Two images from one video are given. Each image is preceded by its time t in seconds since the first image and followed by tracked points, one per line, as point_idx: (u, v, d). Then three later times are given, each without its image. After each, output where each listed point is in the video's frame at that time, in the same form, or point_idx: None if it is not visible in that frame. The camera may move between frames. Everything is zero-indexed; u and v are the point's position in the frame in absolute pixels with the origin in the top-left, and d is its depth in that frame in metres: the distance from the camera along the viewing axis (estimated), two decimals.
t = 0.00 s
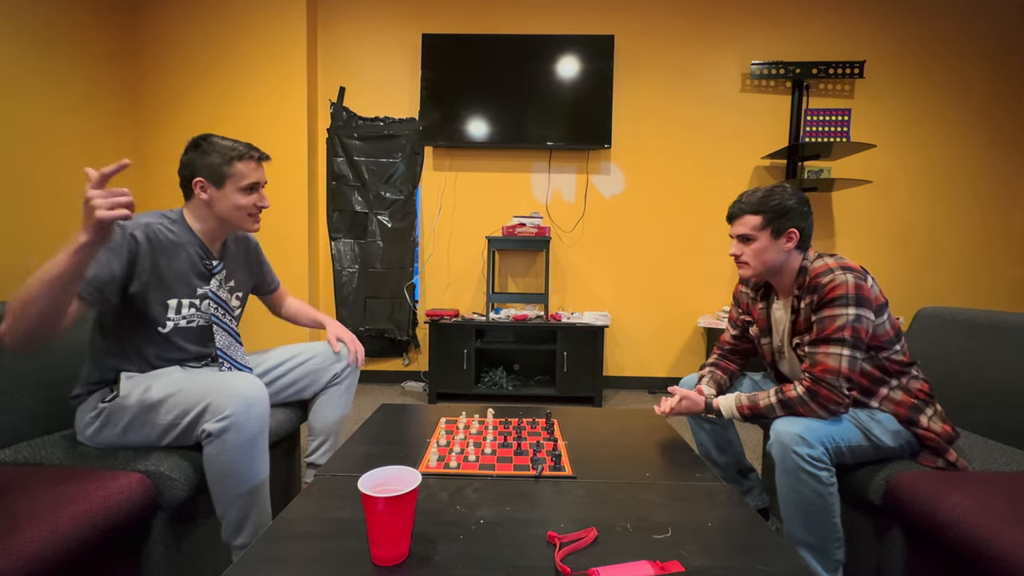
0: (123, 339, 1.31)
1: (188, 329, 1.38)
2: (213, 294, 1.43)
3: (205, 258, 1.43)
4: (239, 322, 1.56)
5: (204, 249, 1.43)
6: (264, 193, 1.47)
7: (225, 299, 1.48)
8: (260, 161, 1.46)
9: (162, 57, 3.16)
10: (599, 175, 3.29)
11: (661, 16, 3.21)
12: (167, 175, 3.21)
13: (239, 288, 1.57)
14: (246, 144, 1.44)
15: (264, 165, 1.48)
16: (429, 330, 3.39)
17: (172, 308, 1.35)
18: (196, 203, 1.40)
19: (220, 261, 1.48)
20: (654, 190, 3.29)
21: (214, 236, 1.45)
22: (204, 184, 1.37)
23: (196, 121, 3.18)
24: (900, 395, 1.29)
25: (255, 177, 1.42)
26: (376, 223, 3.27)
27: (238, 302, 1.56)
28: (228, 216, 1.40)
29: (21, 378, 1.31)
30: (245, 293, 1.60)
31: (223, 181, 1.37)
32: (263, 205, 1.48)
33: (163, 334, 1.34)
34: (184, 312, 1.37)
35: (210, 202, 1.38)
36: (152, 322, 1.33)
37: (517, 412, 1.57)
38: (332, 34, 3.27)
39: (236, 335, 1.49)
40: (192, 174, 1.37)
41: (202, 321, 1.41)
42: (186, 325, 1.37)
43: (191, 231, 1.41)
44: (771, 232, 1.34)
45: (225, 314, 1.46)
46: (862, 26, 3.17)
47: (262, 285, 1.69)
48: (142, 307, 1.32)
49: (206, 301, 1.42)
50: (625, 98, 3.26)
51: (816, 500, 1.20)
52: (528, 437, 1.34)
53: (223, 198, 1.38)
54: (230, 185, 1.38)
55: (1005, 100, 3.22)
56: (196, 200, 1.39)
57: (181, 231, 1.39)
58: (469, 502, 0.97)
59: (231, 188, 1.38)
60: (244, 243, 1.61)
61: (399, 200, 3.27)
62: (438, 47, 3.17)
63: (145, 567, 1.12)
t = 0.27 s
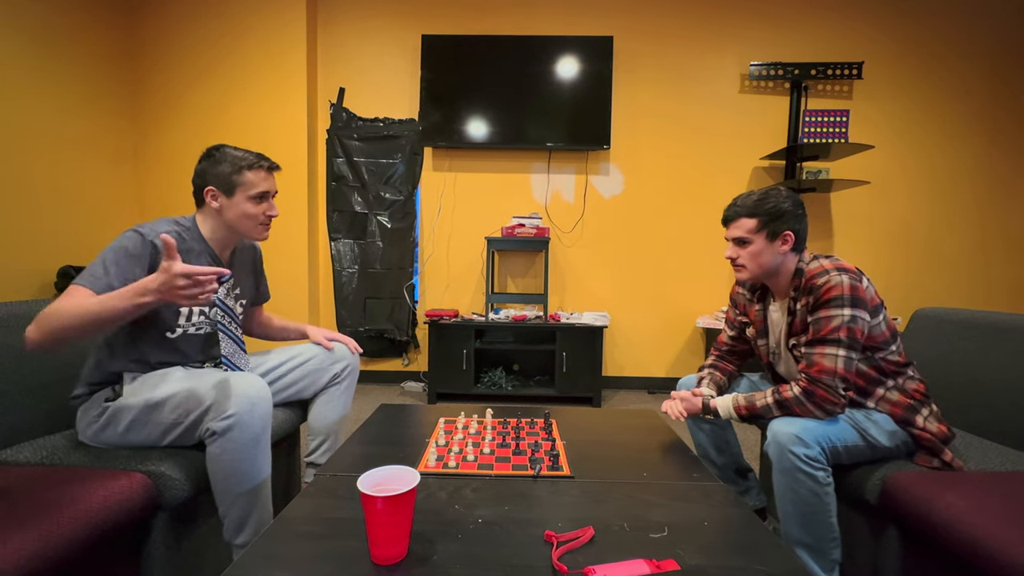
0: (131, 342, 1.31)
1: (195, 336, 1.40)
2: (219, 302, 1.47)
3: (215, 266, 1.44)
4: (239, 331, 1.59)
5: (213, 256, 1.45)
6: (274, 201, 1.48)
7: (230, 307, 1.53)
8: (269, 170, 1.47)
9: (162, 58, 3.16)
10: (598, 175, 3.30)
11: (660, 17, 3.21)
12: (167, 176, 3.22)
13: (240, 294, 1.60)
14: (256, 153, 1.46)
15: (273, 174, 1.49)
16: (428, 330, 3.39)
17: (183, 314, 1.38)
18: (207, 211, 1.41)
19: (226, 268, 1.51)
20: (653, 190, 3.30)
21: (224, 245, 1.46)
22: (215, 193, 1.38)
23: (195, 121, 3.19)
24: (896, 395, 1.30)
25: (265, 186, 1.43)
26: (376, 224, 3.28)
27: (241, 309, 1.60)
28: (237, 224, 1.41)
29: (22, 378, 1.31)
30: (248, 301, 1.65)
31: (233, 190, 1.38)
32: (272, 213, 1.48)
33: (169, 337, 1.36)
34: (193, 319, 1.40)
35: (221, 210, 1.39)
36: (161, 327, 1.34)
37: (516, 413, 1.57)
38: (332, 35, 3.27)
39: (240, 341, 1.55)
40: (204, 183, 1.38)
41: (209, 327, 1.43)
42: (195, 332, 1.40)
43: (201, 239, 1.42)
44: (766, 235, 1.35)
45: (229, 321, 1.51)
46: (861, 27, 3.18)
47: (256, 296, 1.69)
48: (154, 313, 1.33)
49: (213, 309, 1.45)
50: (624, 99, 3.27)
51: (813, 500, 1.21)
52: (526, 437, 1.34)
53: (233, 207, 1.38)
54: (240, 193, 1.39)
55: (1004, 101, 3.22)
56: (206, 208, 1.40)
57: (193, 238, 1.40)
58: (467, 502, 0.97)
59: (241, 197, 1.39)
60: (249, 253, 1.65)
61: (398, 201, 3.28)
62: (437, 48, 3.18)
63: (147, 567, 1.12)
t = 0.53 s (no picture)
0: (136, 342, 1.32)
1: (199, 336, 1.41)
2: (222, 302, 1.47)
3: (218, 266, 1.46)
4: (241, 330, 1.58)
5: (217, 257, 1.47)
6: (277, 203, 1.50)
7: (234, 307, 1.53)
8: (273, 172, 1.49)
9: (161, 58, 3.17)
10: (596, 176, 3.31)
11: (658, 18, 3.22)
12: (166, 176, 3.22)
13: (243, 295, 1.60)
14: (260, 156, 1.47)
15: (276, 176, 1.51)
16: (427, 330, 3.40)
17: (188, 316, 1.38)
18: (211, 211, 1.42)
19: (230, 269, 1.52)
20: (651, 190, 3.31)
21: (227, 245, 1.48)
22: (220, 194, 1.39)
23: (194, 121, 3.20)
24: (889, 395, 1.31)
25: (269, 187, 1.45)
26: (374, 224, 3.29)
27: (243, 309, 1.60)
28: (242, 225, 1.43)
29: (22, 379, 1.32)
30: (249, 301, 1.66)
31: (238, 191, 1.40)
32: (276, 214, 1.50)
33: (173, 339, 1.36)
34: (196, 320, 1.40)
35: (225, 211, 1.41)
36: (165, 328, 1.35)
37: (513, 413, 1.58)
38: (331, 36, 3.28)
39: (240, 341, 1.53)
40: (208, 184, 1.40)
41: (212, 328, 1.44)
42: (199, 333, 1.40)
43: (205, 240, 1.44)
44: (761, 236, 1.36)
45: (232, 322, 1.50)
46: (858, 28, 3.19)
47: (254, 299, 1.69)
48: (160, 314, 1.33)
49: (217, 309, 1.45)
50: (622, 100, 3.28)
51: (806, 499, 1.22)
52: (523, 437, 1.35)
53: (238, 208, 1.40)
54: (246, 194, 1.41)
55: (1001, 102, 3.23)
56: (211, 209, 1.42)
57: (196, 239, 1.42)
58: (463, 501, 0.98)
59: (246, 198, 1.41)
60: (249, 253, 1.67)
61: (397, 201, 3.29)
62: (436, 49, 3.19)
63: (145, 566, 1.12)
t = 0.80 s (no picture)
0: (140, 345, 1.33)
1: (202, 337, 1.43)
2: (224, 304, 1.50)
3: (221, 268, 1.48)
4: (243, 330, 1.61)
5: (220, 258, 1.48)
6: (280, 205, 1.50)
7: (236, 308, 1.56)
8: (276, 174, 1.49)
9: (161, 60, 3.19)
10: (595, 176, 3.32)
11: (656, 19, 3.24)
12: (167, 177, 3.24)
13: (244, 295, 1.63)
14: (264, 158, 1.47)
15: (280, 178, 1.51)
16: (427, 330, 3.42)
17: (192, 317, 1.40)
18: (215, 214, 1.43)
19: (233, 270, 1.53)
20: (649, 191, 3.33)
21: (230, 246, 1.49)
22: (223, 196, 1.40)
23: (195, 122, 3.21)
24: (882, 393, 1.33)
25: (272, 190, 1.45)
26: (374, 225, 3.30)
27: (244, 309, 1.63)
28: (245, 227, 1.44)
29: (25, 378, 1.34)
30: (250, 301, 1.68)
31: (241, 194, 1.40)
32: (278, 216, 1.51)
33: (177, 339, 1.39)
34: (201, 321, 1.42)
35: (228, 214, 1.42)
36: (169, 329, 1.37)
37: (511, 412, 1.60)
38: (331, 37, 3.30)
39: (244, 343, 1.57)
40: (212, 187, 1.40)
41: (214, 329, 1.46)
42: (203, 334, 1.43)
43: (208, 242, 1.44)
44: (756, 236, 1.37)
45: (234, 323, 1.53)
46: (855, 30, 3.21)
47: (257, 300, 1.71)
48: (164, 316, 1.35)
49: (219, 310, 1.48)
50: (621, 101, 3.29)
51: (800, 497, 1.23)
52: (521, 435, 1.37)
53: (242, 211, 1.41)
54: (249, 198, 1.41)
55: (998, 103, 3.25)
56: (214, 211, 1.42)
57: (200, 241, 1.42)
58: (461, 498, 1.00)
59: (250, 201, 1.41)
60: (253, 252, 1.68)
61: (397, 202, 3.30)
62: (436, 50, 3.20)
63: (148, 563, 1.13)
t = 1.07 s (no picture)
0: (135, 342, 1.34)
1: (198, 330, 1.43)
2: (217, 295, 1.50)
3: (208, 260, 1.47)
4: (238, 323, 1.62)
5: (204, 250, 1.46)
6: (258, 191, 1.49)
7: (228, 299, 1.55)
8: (251, 160, 1.48)
9: (162, 60, 3.19)
10: (593, 177, 3.33)
11: (655, 20, 3.25)
12: (167, 177, 3.25)
13: (238, 288, 1.63)
14: (236, 144, 1.46)
15: (255, 164, 1.50)
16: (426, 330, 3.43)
17: (185, 310, 1.40)
18: (193, 204, 1.42)
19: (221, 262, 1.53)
20: (648, 191, 3.34)
21: (213, 237, 1.48)
22: (198, 184, 1.39)
23: (195, 123, 3.22)
24: (877, 393, 1.34)
25: (246, 175, 1.44)
26: (374, 225, 3.31)
27: (240, 303, 1.63)
28: (223, 214, 1.42)
29: (26, 378, 1.35)
30: (245, 295, 1.68)
31: (215, 180, 1.39)
32: (257, 202, 1.49)
33: (173, 334, 1.39)
34: (195, 314, 1.42)
35: (205, 202, 1.41)
36: (163, 325, 1.37)
37: (510, 412, 1.61)
38: (331, 38, 3.31)
39: (238, 333, 1.59)
40: (187, 176, 1.40)
41: (209, 321, 1.46)
42: (198, 327, 1.43)
43: (191, 234, 1.44)
44: (752, 237, 1.38)
45: (227, 315, 1.54)
46: (853, 31, 3.22)
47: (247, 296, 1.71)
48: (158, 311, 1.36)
49: (212, 303, 1.48)
50: (620, 102, 3.30)
51: (794, 495, 1.25)
52: (519, 435, 1.38)
53: (218, 197, 1.40)
54: (223, 183, 1.40)
55: (996, 104, 3.26)
56: (192, 201, 1.42)
57: (182, 234, 1.42)
58: (459, 496, 1.01)
59: (225, 186, 1.40)
60: (240, 247, 1.68)
61: (396, 202, 3.31)
62: (436, 51, 3.21)
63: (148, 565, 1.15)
